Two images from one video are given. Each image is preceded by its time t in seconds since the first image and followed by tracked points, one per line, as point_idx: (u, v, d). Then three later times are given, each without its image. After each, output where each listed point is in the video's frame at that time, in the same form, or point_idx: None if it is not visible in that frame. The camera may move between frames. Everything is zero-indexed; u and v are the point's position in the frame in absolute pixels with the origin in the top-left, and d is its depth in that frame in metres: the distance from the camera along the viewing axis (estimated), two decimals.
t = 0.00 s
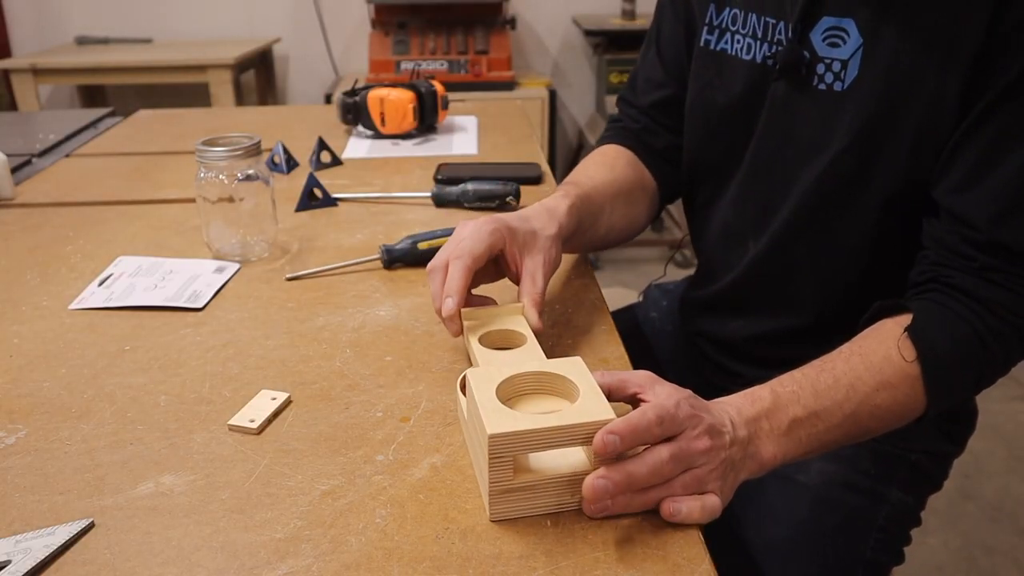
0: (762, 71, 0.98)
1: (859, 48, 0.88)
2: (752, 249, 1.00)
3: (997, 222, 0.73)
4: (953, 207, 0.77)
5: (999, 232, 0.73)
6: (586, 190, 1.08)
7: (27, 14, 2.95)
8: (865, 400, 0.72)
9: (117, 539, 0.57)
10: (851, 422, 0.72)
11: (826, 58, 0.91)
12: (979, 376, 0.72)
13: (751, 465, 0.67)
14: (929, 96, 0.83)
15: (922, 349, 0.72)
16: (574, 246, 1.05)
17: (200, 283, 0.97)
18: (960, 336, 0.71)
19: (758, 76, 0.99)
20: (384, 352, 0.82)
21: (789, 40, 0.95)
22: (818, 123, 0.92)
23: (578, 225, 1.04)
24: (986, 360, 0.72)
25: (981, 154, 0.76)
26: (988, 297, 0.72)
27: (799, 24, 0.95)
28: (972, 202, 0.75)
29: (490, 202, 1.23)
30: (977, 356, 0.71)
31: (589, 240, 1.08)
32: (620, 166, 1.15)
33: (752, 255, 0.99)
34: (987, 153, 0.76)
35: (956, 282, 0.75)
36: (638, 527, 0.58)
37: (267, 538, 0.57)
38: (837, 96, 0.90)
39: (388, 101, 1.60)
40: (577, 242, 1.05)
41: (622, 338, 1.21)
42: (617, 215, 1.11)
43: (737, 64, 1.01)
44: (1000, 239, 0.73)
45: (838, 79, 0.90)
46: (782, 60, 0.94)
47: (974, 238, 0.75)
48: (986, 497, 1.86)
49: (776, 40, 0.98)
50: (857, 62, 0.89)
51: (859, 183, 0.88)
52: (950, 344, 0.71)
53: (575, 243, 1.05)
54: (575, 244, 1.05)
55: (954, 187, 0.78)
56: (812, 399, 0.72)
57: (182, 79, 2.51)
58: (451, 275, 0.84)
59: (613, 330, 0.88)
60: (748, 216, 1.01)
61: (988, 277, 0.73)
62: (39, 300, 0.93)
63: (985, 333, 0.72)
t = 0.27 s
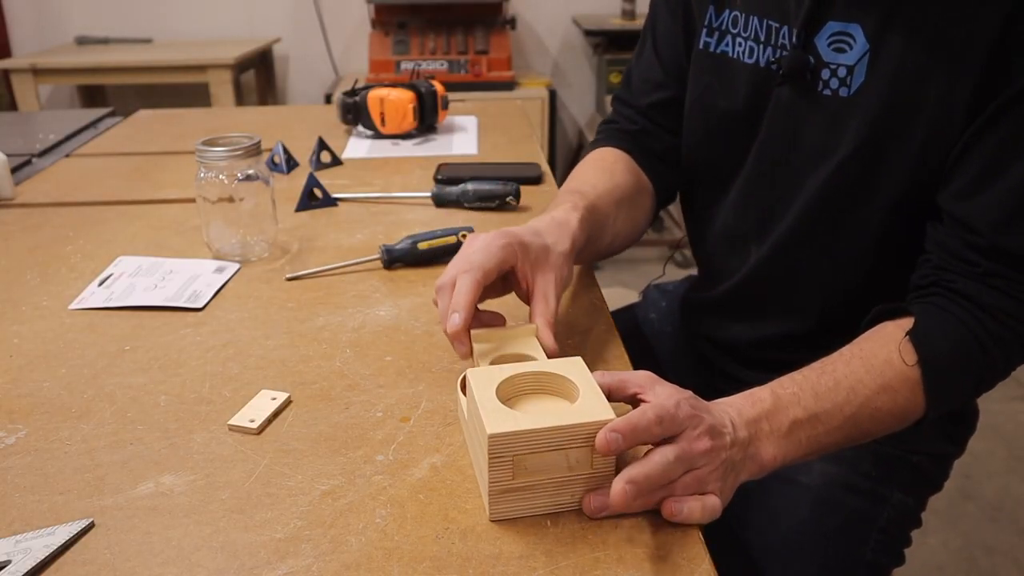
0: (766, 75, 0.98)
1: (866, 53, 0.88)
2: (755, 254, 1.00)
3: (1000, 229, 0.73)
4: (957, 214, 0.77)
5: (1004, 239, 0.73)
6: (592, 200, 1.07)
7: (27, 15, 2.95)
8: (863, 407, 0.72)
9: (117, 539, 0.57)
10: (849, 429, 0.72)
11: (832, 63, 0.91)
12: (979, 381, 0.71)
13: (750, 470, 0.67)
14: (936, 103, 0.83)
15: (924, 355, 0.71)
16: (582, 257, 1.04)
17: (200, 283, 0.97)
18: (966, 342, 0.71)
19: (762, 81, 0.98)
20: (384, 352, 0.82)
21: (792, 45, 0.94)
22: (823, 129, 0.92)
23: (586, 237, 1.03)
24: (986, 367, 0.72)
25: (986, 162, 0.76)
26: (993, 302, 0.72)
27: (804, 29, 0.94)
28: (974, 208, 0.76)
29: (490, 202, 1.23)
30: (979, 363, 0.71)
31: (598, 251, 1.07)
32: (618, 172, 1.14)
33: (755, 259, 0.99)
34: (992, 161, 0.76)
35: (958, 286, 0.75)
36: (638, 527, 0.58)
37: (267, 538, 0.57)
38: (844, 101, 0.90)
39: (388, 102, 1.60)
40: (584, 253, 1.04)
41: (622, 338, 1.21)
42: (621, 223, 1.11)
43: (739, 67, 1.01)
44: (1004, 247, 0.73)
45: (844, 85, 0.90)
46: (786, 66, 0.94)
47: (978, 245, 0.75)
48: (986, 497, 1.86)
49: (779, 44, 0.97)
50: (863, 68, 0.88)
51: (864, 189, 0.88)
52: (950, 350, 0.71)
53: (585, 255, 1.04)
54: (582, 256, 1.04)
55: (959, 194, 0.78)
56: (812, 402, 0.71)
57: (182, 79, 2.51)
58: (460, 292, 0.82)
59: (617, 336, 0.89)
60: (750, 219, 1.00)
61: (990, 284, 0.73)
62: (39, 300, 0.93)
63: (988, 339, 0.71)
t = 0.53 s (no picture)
0: (773, 62, 0.95)
1: (884, 41, 0.87)
2: (763, 244, 0.99)
3: None
4: (998, 195, 0.79)
5: None
6: (511, 193, 0.97)
7: (27, 14, 2.95)
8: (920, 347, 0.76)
9: (117, 539, 0.57)
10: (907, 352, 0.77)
11: (846, 50, 0.89)
12: None
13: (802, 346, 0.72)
14: (959, 89, 0.83)
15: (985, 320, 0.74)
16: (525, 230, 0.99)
17: (200, 283, 0.97)
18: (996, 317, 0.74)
19: (768, 68, 0.96)
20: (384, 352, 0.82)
21: (804, 33, 0.92)
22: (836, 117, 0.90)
23: (513, 225, 0.97)
24: None
25: None
26: None
27: (817, 17, 0.92)
28: None
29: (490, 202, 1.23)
30: None
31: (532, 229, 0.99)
32: (547, 146, 1.03)
33: (766, 249, 0.97)
34: None
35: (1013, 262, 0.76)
36: (638, 527, 0.58)
37: (267, 539, 0.57)
38: (859, 89, 0.89)
39: (388, 101, 1.60)
40: (517, 241, 0.98)
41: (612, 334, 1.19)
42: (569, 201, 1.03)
43: (744, 55, 0.98)
44: None
45: (859, 72, 0.88)
46: (797, 52, 0.91)
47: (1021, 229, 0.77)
48: (985, 497, 1.86)
49: (787, 32, 0.94)
50: (881, 55, 0.87)
51: (878, 177, 0.87)
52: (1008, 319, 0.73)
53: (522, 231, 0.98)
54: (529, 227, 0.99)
55: (998, 178, 0.80)
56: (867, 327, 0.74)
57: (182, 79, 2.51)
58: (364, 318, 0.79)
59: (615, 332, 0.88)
60: (758, 210, 0.99)
61: None
62: (39, 300, 0.93)
63: None
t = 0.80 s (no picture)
0: (769, 61, 0.96)
1: (875, 40, 0.87)
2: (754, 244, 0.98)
3: None
4: (989, 193, 0.80)
5: None
6: (557, 171, 1.02)
7: (27, 14, 2.95)
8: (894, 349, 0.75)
9: (117, 539, 0.57)
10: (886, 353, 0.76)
11: (839, 49, 0.89)
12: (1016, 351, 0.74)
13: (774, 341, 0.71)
14: (951, 89, 0.83)
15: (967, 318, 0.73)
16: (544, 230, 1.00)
17: (200, 284, 0.97)
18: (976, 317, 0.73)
19: (764, 66, 0.96)
20: (384, 352, 0.82)
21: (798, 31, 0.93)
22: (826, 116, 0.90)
23: (555, 202, 1.00)
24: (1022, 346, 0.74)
25: None
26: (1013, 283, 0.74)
27: (811, 15, 0.93)
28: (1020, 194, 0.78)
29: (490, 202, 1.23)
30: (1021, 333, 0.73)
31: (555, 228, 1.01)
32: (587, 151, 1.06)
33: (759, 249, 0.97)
34: None
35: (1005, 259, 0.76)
36: (638, 527, 0.58)
37: (267, 539, 0.57)
38: (849, 89, 0.89)
39: (388, 102, 1.60)
40: (563, 220, 1.01)
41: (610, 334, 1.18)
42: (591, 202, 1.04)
43: (742, 54, 0.98)
44: None
45: (850, 71, 0.88)
46: (791, 50, 0.91)
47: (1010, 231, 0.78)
48: (985, 497, 1.86)
49: (783, 31, 0.95)
50: (872, 54, 0.87)
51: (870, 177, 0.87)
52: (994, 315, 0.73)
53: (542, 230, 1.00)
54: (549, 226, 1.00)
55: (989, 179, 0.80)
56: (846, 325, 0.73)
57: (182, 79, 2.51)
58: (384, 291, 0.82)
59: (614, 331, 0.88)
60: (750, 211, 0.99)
61: None
62: (39, 300, 0.93)
63: None
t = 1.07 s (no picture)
0: (765, 57, 0.96)
1: (860, 33, 0.85)
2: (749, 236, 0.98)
3: None
4: (966, 186, 0.77)
5: None
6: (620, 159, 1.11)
7: (27, 14, 2.95)
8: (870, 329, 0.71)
9: (117, 539, 0.57)
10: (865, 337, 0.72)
11: (827, 43, 0.88)
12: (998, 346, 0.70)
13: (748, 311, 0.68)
14: (932, 79, 0.80)
15: (945, 303, 0.70)
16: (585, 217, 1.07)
17: (200, 283, 0.97)
18: (955, 306, 0.70)
19: (761, 62, 0.96)
20: (384, 352, 0.82)
21: (791, 25, 0.92)
22: (813, 108, 0.88)
23: (616, 182, 1.08)
24: (1004, 339, 0.70)
25: (1003, 139, 0.74)
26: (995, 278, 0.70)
27: (804, 10, 0.92)
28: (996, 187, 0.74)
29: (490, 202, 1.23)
30: (1004, 327, 0.69)
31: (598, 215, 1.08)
32: (648, 151, 1.13)
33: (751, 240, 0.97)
34: (1007, 140, 0.74)
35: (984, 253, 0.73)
36: (637, 527, 0.58)
37: (267, 539, 0.57)
38: (835, 83, 0.87)
39: (388, 101, 1.60)
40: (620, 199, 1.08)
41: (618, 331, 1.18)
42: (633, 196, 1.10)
43: (743, 52, 0.99)
44: None
45: (837, 65, 0.87)
46: (783, 43, 0.91)
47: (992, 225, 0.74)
48: (985, 497, 1.86)
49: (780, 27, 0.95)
50: (858, 47, 0.85)
51: (854, 168, 0.86)
52: (969, 306, 0.69)
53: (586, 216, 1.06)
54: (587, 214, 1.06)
55: (966, 172, 0.77)
56: (821, 299, 0.70)
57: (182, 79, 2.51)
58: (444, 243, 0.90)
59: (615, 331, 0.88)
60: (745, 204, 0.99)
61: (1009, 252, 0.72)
62: (39, 300, 0.93)
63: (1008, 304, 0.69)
